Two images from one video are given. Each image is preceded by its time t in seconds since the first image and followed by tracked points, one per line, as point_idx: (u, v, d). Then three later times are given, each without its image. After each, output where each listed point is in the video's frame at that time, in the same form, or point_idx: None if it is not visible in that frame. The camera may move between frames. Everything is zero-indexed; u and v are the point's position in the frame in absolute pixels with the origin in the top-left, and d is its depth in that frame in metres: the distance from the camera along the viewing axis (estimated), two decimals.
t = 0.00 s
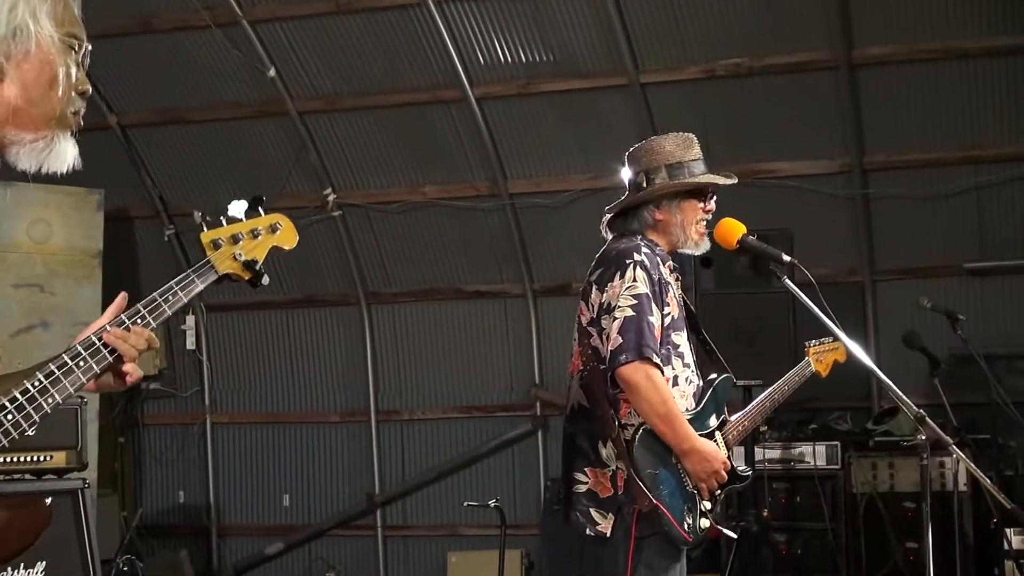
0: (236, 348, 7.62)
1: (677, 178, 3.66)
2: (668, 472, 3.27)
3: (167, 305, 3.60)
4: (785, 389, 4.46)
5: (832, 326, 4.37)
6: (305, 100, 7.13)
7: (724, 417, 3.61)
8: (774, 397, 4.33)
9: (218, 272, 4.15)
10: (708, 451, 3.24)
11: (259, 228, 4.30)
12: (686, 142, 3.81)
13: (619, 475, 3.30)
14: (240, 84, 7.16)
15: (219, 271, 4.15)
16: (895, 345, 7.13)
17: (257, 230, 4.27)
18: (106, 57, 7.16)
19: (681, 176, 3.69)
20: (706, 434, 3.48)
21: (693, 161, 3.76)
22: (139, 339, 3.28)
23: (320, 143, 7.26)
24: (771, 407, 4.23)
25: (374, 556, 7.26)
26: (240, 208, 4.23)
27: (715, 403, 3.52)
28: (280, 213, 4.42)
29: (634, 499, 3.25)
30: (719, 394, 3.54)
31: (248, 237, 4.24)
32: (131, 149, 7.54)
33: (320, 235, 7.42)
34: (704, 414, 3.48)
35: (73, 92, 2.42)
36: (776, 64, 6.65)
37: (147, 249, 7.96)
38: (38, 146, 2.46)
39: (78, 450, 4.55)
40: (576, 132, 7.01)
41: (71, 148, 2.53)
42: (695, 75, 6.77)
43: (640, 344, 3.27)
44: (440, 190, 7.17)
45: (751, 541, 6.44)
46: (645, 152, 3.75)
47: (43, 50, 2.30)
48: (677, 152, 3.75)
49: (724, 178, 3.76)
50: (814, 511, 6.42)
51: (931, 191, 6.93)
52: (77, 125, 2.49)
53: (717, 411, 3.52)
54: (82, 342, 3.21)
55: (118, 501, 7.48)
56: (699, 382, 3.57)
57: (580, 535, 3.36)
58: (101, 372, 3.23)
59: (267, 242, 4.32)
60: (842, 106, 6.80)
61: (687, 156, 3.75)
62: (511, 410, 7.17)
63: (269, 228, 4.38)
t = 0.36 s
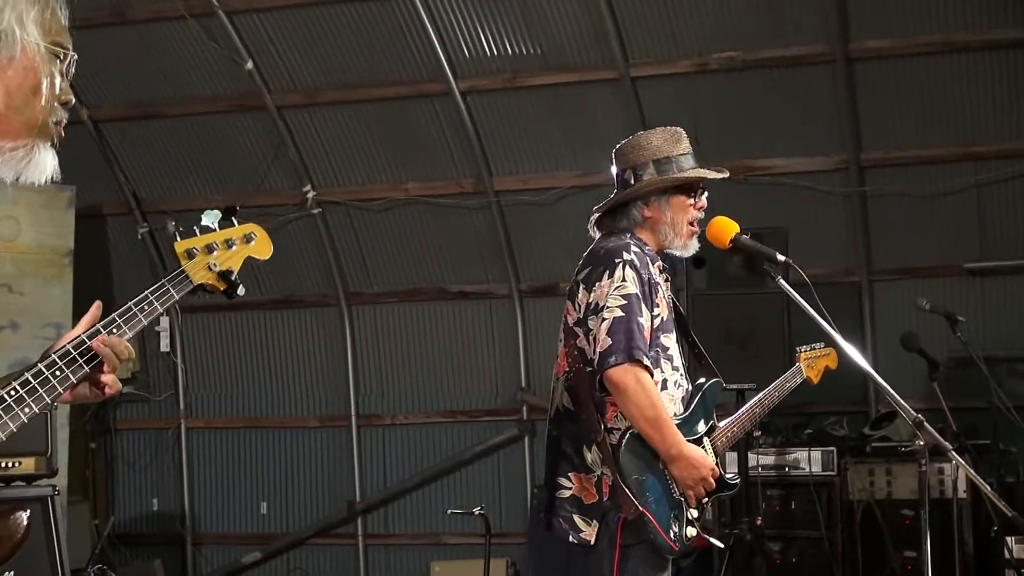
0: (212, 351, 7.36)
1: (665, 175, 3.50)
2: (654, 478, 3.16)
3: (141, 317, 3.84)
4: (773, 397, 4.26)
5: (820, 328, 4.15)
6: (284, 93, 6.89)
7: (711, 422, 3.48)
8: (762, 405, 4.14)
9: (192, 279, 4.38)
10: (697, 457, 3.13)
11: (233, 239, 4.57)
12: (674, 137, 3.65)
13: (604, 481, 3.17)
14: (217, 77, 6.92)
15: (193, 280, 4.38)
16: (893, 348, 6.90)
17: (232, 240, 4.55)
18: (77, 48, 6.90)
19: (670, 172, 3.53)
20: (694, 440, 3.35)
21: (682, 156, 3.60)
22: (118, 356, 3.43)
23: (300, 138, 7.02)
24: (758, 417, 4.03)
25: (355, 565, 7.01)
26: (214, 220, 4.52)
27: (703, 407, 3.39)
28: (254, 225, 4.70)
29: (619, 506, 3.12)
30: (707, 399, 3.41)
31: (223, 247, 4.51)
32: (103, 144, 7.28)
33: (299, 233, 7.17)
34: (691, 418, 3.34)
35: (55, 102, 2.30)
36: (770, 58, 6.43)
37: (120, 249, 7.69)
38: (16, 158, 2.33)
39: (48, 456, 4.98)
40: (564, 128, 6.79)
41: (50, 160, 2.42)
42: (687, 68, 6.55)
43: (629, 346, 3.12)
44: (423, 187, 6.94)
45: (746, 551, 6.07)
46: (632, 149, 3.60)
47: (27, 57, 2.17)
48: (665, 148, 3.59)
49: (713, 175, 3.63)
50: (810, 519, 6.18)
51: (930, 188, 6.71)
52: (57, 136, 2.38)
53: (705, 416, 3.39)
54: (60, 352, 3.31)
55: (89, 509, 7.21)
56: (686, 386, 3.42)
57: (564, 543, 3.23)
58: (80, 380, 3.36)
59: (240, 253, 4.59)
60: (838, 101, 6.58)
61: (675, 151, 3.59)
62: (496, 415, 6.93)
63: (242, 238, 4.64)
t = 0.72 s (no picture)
0: (186, 353, 7.11)
1: (666, 174, 3.38)
2: (647, 485, 3.18)
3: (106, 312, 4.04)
4: (767, 386, 4.03)
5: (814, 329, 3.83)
6: (260, 87, 6.64)
7: (702, 422, 3.47)
8: (753, 399, 3.93)
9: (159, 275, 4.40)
10: (686, 457, 3.15)
11: (197, 232, 4.55)
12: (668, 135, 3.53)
13: (597, 494, 3.18)
14: (190, 69, 6.67)
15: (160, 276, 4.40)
16: (889, 352, 6.67)
17: (195, 234, 4.52)
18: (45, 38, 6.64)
19: (668, 171, 3.41)
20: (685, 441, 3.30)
21: (676, 156, 3.48)
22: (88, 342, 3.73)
23: (276, 133, 6.77)
24: (747, 416, 3.86)
25: None
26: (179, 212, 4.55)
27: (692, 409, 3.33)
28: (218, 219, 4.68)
29: (613, 518, 3.16)
30: (692, 398, 3.41)
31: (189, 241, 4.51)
32: (72, 138, 7.02)
33: (274, 231, 6.91)
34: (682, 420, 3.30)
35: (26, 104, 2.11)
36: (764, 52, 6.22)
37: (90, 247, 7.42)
38: None
39: (13, 463, 4.89)
40: (550, 123, 6.56)
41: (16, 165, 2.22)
42: (678, 62, 6.32)
43: (606, 354, 3.09)
44: (404, 184, 6.68)
45: (736, 562, 5.88)
46: (633, 137, 3.44)
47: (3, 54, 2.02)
48: (664, 146, 3.46)
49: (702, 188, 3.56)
50: (803, 529, 5.96)
51: (928, 188, 6.50)
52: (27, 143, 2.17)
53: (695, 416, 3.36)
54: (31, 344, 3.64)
55: (57, 518, 6.96)
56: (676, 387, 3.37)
57: (563, 556, 3.27)
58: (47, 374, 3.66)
59: (204, 247, 4.56)
60: (834, 97, 6.36)
61: (672, 150, 3.47)
62: (479, 421, 6.70)
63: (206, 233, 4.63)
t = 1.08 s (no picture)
0: (155, 353, 6.88)
1: (653, 171, 3.19)
2: (639, 492, 3.04)
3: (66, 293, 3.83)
4: (759, 384, 3.80)
5: (808, 322, 3.60)
6: (234, 78, 6.42)
7: (694, 424, 3.29)
8: (744, 397, 3.71)
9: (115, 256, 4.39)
10: (679, 464, 2.99)
11: (147, 210, 4.61)
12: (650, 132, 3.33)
13: (587, 502, 3.04)
14: (160, 60, 6.43)
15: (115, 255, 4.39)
16: (882, 354, 6.47)
17: (147, 212, 4.59)
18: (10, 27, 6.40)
19: (655, 169, 3.22)
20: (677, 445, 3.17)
21: (660, 154, 3.28)
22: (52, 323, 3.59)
23: (250, 126, 6.55)
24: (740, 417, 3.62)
25: None
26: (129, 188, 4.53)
27: (683, 412, 3.22)
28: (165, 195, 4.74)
29: (604, 526, 3.03)
30: (687, 402, 3.24)
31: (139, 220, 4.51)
32: (38, 131, 6.78)
33: (247, 228, 6.67)
34: (672, 423, 3.17)
35: None
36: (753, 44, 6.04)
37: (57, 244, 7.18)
38: None
39: None
40: (533, 117, 6.36)
41: None
42: (665, 55, 6.13)
43: (591, 358, 2.94)
44: (381, 179, 6.47)
45: (724, 569, 5.77)
46: (617, 133, 3.23)
47: None
48: (650, 142, 3.26)
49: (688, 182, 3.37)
50: (792, 535, 5.78)
51: (922, 185, 6.30)
52: None
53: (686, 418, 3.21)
54: None
55: (20, 523, 6.72)
56: (666, 389, 3.24)
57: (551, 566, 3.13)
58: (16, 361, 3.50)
59: (155, 224, 4.63)
60: (825, 91, 6.18)
61: (656, 147, 3.27)
62: (459, 424, 6.50)
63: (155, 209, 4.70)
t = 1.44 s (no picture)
0: (116, 355, 6.63)
1: (624, 159, 2.98)
2: (618, 497, 2.84)
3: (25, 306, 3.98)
4: (744, 401, 3.59)
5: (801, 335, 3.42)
6: (197, 70, 6.18)
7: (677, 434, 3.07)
8: (730, 410, 3.50)
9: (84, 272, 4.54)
10: (659, 469, 2.78)
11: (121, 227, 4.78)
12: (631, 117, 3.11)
13: (563, 507, 2.85)
14: (120, 51, 6.20)
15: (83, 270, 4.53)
16: (867, 357, 6.25)
17: (120, 229, 4.75)
18: None
19: (630, 155, 3.00)
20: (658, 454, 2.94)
21: (640, 140, 3.06)
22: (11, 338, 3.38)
23: (214, 121, 6.31)
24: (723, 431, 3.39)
25: None
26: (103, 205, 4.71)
27: (664, 422, 3.02)
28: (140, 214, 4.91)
29: (578, 532, 2.83)
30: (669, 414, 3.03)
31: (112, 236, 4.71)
32: None
33: (211, 226, 6.44)
34: (654, 432, 2.97)
35: None
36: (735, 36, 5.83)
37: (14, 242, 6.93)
38: None
39: None
40: (507, 111, 6.14)
41: None
42: (644, 47, 5.92)
43: (565, 361, 2.75)
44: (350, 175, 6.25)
45: None
46: (586, 123, 3.04)
47: None
48: (626, 128, 3.04)
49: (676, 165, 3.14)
50: (775, 543, 5.53)
51: (908, 182, 6.10)
52: None
53: (668, 428, 3.02)
54: None
55: None
56: (651, 398, 3.03)
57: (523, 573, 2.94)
58: None
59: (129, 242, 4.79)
60: (809, 85, 5.97)
61: (634, 133, 3.05)
62: (431, 429, 6.28)
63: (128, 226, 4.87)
